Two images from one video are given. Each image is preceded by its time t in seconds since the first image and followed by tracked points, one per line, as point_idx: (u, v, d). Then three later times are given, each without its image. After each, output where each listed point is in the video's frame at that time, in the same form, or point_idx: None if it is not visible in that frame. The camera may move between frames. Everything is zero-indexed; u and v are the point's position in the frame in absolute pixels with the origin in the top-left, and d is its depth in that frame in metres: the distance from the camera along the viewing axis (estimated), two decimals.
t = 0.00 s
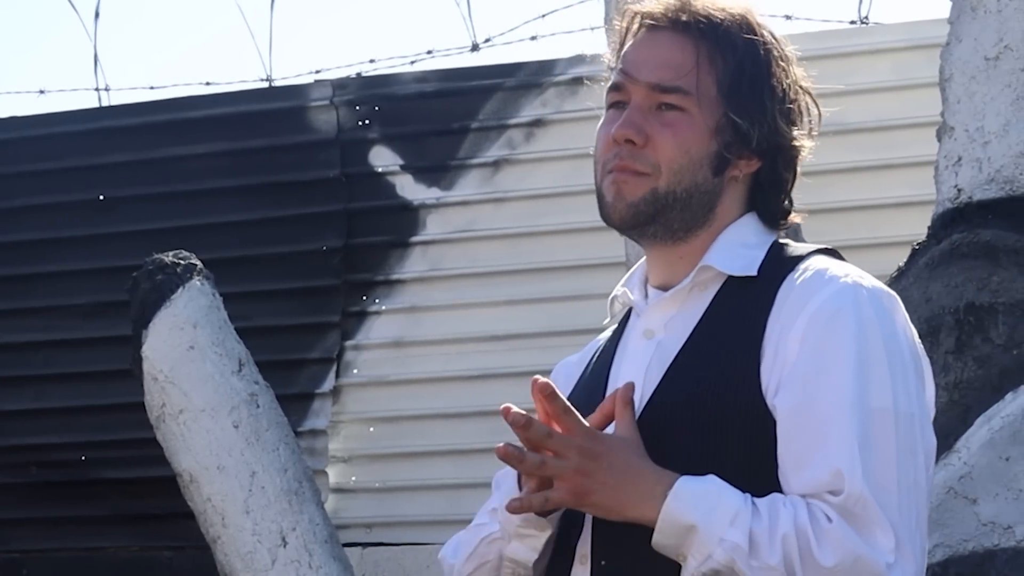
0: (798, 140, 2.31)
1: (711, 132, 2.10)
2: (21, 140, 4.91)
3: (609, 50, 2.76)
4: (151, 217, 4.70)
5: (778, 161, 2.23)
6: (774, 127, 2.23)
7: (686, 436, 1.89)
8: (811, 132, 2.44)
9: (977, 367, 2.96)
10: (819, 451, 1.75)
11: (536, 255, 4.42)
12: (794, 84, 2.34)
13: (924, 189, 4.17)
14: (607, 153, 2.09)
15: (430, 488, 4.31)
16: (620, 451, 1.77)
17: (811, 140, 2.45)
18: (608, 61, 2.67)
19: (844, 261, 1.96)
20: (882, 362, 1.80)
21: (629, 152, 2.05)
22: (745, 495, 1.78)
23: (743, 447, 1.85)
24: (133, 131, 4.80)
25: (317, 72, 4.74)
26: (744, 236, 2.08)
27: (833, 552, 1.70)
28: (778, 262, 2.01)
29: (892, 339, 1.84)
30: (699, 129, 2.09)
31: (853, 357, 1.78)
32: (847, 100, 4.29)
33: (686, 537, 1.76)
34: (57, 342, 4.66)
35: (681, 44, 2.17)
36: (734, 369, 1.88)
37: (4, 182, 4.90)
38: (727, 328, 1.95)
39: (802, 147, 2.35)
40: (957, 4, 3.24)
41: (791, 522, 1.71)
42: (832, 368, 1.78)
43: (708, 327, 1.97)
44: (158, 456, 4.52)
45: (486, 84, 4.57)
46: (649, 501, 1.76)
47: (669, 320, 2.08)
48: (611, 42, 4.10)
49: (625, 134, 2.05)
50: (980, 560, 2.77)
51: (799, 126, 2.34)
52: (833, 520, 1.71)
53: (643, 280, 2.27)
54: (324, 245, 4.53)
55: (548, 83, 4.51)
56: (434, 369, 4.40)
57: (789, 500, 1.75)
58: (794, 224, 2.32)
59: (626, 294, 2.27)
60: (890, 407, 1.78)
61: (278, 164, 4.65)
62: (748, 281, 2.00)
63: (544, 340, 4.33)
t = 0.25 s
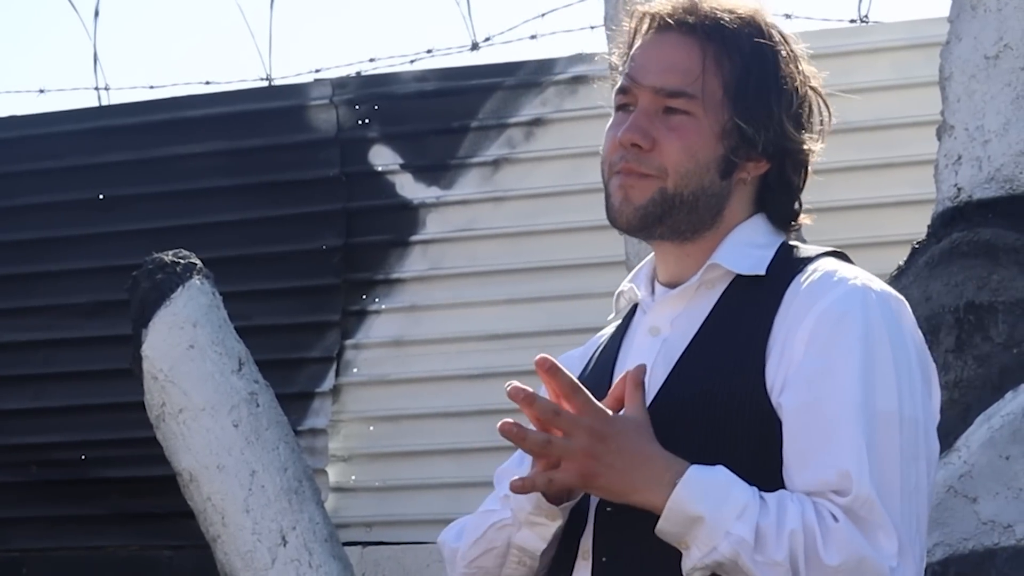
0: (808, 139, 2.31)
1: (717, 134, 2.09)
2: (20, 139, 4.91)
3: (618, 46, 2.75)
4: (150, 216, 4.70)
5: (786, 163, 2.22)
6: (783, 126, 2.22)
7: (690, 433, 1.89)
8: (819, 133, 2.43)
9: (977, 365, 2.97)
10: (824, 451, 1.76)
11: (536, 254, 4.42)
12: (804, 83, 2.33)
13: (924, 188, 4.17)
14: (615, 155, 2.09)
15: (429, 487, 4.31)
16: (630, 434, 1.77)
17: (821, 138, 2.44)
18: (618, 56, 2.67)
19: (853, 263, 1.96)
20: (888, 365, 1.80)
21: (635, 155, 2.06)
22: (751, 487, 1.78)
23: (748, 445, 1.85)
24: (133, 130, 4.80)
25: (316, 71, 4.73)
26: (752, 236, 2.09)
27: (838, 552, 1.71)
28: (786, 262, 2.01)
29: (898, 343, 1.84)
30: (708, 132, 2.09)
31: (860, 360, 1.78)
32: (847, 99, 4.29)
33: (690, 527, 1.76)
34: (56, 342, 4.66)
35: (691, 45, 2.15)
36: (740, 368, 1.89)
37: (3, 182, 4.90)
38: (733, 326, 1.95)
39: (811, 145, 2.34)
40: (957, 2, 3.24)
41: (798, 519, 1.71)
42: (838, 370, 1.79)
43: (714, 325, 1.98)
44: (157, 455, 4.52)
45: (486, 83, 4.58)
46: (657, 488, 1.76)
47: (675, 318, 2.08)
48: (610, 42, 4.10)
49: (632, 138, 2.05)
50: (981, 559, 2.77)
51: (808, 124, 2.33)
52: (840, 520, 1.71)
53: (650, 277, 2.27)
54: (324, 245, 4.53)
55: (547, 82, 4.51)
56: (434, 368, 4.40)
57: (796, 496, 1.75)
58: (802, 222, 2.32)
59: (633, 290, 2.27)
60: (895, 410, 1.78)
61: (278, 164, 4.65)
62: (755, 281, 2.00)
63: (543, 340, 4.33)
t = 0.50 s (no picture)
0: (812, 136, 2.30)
1: (721, 132, 2.09)
2: (20, 138, 4.91)
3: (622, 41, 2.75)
4: (150, 215, 4.70)
5: (790, 161, 2.22)
6: (787, 124, 2.22)
7: (694, 431, 1.89)
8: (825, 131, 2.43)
9: (977, 364, 2.97)
10: (831, 452, 1.76)
11: (536, 254, 4.42)
12: (807, 80, 2.33)
13: (924, 187, 4.17)
14: (618, 154, 2.08)
15: (430, 485, 4.31)
16: (640, 426, 1.75)
17: (825, 136, 2.44)
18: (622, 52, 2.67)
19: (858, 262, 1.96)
20: (894, 365, 1.80)
21: (638, 153, 2.05)
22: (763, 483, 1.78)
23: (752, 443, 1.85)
24: (133, 130, 4.80)
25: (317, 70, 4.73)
26: (757, 234, 2.08)
27: (851, 552, 1.71)
28: (791, 261, 2.01)
29: (904, 343, 1.84)
30: (710, 130, 2.08)
31: (866, 360, 1.78)
32: (847, 98, 4.29)
33: (702, 522, 1.75)
34: (57, 341, 4.66)
35: (693, 43, 2.15)
36: (745, 366, 1.88)
37: (3, 181, 4.90)
38: (738, 324, 1.95)
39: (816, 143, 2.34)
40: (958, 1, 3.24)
41: (813, 517, 1.71)
42: (844, 370, 1.79)
43: (719, 322, 1.97)
44: (158, 454, 4.52)
45: (486, 82, 4.58)
46: (670, 481, 1.75)
47: (678, 315, 2.08)
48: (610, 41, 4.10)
49: (634, 136, 2.05)
50: (981, 558, 2.78)
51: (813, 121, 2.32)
52: (853, 520, 1.72)
53: (653, 273, 2.26)
54: (324, 244, 4.52)
55: (548, 81, 4.51)
56: (435, 367, 4.40)
57: (806, 494, 1.75)
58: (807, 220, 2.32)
59: (636, 286, 2.27)
60: (901, 411, 1.78)
61: (278, 163, 4.65)
62: (759, 280, 2.00)
63: (544, 339, 4.33)
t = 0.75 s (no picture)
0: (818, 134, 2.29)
1: (724, 131, 2.09)
2: (21, 137, 4.92)
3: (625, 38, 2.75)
4: (151, 214, 4.70)
5: (795, 159, 2.21)
6: (792, 122, 2.21)
7: (697, 429, 1.89)
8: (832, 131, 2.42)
9: (979, 363, 2.97)
10: (832, 452, 1.75)
11: (537, 252, 4.42)
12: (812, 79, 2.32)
13: (924, 185, 4.17)
14: (622, 155, 2.09)
15: (431, 484, 4.32)
16: (637, 429, 1.76)
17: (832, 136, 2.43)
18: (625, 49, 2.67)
19: (862, 262, 1.96)
20: (896, 367, 1.80)
21: (642, 151, 2.05)
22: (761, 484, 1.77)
23: (756, 442, 1.85)
24: (134, 129, 4.80)
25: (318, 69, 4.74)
26: (762, 233, 2.08)
27: (849, 554, 1.71)
28: (796, 262, 2.01)
29: (908, 344, 1.84)
30: (713, 128, 2.08)
31: (868, 361, 1.78)
32: (848, 97, 4.29)
33: (699, 524, 1.75)
34: (57, 340, 4.66)
35: (695, 41, 2.15)
36: (748, 365, 1.88)
37: (4, 180, 4.90)
38: (741, 323, 1.95)
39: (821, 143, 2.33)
40: None
41: (810, 520, 1.71)
42: (846, 370, 1.78)
43: (722, 321, 1.97)
44: (159, 453, 4.52)
45: (487, 81, 4.59)
46: (669, 484, 1.75)
47: (680, 313, 2.09)
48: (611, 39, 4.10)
49: (637, 135, 2.05)
50: (983, 556, 2.78)
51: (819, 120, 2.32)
52: (852, 523, 1.71)
53: (657, 271, 2.26)
54: (326, 242, 4.52)
55: (548, 80, 4.51)
56: (435, 366, 4.40)
57: (804, 496, 1.75)
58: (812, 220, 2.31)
59: (639, 284, 2.27)
60: (902, 413, 1.78)
61: (279, 162, 4.65)
62: (765, 279, 2.00)
63: (545, 338, 4.33)
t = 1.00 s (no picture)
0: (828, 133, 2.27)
1: (721, 126, 2.08)
2: (22, 137, 4.92)
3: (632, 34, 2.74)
4: (152, 214, 4.70)
5: (802, 158, 2.20)
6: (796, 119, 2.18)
7: (703, 429, 1.89)
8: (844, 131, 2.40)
9: (980, 362, 2.98)
10: (836, 456, 1.75)
11: (538, 252, 4.42)
12: (822, 77, 2.30)
13: (925, 185, 4.17)
14: (620, 150, 2.10)
15: (433, 483, 4.32)
16: (648, 433, 1.75)
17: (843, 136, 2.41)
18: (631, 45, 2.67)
19: (869, 265, 1.96)
20: (902, 371, 1.80)
21: (638, 145, 2.06)
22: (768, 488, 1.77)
23: (762, 442, 1.85)
24: (135, 128, 4.80)
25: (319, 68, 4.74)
26: (770, 233, 2.08)
27: (855, 560, 1.71)
28: (804, 262, 2.01)
29: (914, 348, 1.83)
30: (710, 123, 2.08)
31: (874, 365, 1.77)
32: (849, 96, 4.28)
33: (705, 529, 1.75)
34: (58, 340, 4.66)
35: (698, 36, 2.15)
36: (755, 365, 1.88)
37: (4, 179, 4.91)
38: (747, 323, 1.95)
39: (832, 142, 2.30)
40: None
41: (817, 527, 1.71)
42: (852, 373, 1.78)
43: (730, 321, 1.97)
44: (159, 452, 4.52)
45: (488, 80, 4.60)
46: (679, 488, 1.75)
47: (687, 312, 2.08)
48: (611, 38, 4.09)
49: (632, 130, 2.06)
50: (984, 556, 2.78)
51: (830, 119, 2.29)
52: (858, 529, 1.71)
53: (665, 271, 2.25)
54: (326, 242, 4.52)
55: (549, 80, 4.52)
56: (436, 366, 4.40)
57: (811, 500, 1.75)
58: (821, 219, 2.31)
59: (648, 283, 2.27)
60: (908, 418, 1.78)
61: (280, 161, 4.65)
62: (769, 281, 2.00)
63: (546, 337, 4.33)
